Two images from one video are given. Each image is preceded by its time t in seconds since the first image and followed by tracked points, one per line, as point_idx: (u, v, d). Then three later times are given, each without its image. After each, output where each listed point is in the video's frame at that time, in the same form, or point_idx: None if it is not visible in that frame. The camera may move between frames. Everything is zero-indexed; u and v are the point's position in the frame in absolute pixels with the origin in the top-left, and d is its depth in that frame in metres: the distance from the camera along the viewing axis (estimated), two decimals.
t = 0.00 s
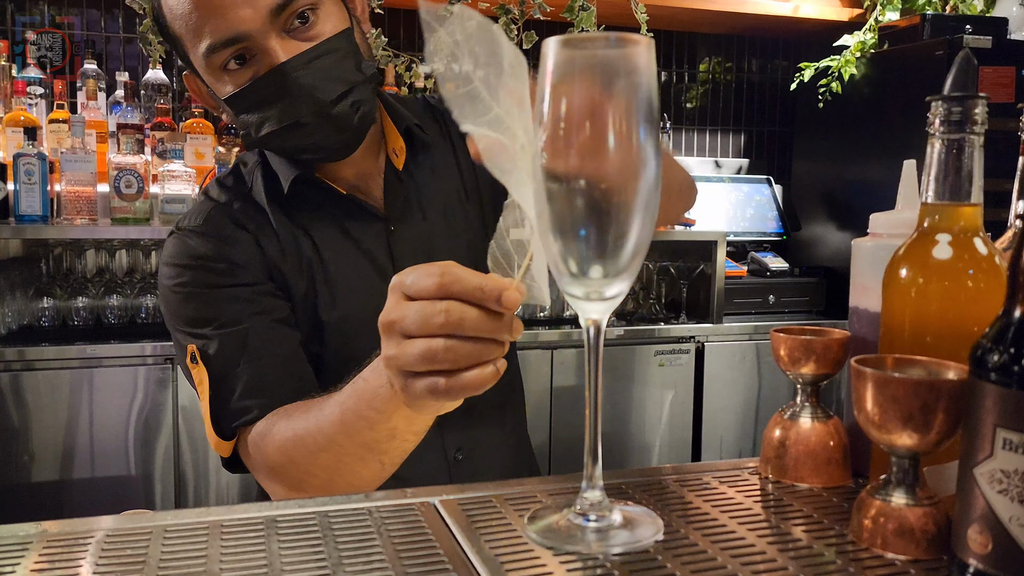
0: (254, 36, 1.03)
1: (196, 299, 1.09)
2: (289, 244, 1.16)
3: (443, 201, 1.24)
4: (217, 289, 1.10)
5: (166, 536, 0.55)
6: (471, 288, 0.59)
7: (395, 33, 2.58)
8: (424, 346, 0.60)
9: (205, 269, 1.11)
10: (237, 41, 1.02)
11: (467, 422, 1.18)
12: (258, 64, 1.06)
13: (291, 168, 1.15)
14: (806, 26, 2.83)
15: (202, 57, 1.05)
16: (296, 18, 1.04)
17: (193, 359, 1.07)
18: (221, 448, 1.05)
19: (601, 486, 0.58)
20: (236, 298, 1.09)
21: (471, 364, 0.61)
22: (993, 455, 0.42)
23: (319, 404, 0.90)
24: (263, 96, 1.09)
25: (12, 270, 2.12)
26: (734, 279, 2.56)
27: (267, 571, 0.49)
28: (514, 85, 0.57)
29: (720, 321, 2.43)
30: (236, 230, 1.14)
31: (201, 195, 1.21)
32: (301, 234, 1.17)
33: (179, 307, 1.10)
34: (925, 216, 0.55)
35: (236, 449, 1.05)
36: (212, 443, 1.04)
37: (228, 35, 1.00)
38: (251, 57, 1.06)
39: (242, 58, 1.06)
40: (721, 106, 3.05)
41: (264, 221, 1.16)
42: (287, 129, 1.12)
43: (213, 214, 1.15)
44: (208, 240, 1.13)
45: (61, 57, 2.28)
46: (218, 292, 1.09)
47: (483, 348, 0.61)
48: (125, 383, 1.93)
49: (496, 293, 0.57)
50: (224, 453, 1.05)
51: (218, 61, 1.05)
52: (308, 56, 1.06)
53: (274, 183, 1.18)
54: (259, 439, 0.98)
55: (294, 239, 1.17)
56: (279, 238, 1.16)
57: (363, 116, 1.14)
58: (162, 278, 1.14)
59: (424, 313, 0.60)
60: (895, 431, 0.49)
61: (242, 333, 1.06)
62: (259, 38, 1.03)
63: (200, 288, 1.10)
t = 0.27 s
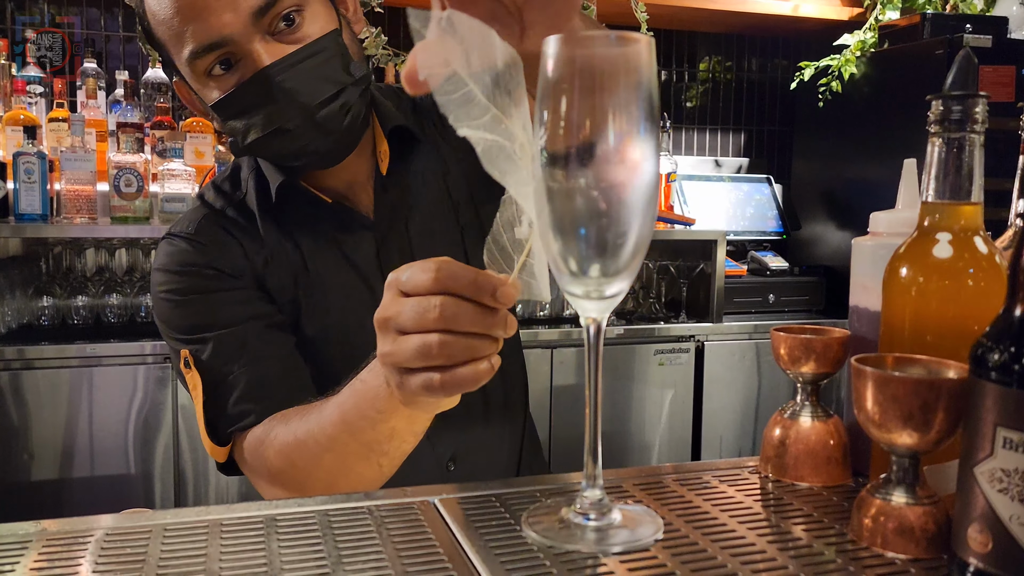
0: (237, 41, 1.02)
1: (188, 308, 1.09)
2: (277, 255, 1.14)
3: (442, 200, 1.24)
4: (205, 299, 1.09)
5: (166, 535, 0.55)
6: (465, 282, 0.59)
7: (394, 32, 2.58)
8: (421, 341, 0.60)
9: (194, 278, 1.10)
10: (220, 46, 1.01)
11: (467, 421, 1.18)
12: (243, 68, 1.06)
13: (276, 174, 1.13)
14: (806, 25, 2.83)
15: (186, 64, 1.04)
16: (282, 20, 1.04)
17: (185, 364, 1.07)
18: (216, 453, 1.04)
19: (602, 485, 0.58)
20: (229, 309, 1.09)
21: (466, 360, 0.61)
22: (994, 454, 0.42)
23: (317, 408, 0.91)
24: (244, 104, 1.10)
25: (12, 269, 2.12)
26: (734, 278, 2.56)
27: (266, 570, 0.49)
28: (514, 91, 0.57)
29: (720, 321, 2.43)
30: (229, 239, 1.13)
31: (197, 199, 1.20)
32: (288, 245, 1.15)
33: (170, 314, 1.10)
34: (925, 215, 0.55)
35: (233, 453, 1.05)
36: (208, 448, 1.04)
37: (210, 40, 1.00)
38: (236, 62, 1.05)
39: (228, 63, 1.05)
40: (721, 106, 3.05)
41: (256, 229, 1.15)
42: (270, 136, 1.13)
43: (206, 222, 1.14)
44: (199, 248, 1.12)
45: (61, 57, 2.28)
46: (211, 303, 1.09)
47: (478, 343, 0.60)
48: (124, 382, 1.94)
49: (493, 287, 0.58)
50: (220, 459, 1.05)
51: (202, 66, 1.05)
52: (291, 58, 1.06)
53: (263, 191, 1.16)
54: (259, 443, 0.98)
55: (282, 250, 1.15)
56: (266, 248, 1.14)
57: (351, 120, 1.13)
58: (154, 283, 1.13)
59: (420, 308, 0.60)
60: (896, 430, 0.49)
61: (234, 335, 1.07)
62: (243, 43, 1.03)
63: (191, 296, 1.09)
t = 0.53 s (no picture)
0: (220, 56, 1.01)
1: (182, 320, 1.10)
2: (265, 267, 1.15)
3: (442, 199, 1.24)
4: (194, 311, 1.10)
5: (164, 534, 0.55)
6: (468, 278, 0.59)
7: (394, 31, 2.58)
8: (429, 341, 0.60)
9: (184, 290, 1.11)
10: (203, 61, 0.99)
11: (466, 420, 1.18)
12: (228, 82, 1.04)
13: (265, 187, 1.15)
14: (805, 24, 2.83)
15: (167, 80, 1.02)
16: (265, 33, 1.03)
17: (180, 377, 1.07)
18: (215, 466, 1.04)
19: (601, 484, 0.58)
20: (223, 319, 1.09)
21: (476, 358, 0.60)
22: (994, 453, 0.42)
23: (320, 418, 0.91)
24: (225, 122, 1.09)
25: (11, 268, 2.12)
26: (734, 277, 2.56)
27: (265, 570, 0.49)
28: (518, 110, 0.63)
29: (720, 320, 2.43)
30: (220, 251, 1.14)
31: (186, 209, 1.21)
32: (277, 256, 1.16)
33: (163, 327, 1.11)
34: (925, 214, 0.55)
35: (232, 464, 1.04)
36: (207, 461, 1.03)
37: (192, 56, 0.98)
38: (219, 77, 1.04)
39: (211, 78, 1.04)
40: (721, 105, 3.05)
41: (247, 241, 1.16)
42: (253, 153, 1.12)
43: (197, 235, 1.14)
44: (191, 261, 1.12)
45: (61, 57, 2.28)
46: (203, 315, 1.09)
47: (487, 339, 0.60)
48: (124, 381, 1.94)
49: (497, 282, 0.59)
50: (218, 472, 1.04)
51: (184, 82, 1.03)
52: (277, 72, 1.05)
53: (252, 202, 1.16)
54: (260, 455, 0.98)
55: (270, 261, 1.15)
56: (257, 259, 1.15)
57: (338, 134, 1.14)
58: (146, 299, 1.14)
59: (426, 308, 0.60)
60: (895, 429, 0.49)
61: (227, 346, 1.07)
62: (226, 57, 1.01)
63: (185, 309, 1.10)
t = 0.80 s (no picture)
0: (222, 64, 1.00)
1: (183, 322, 1.10)
2: (266, 269, 1.15)
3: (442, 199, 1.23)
4: (196, 314, 1.10)
5: (164, 533, 0.55)
6: (486, 281, 0.60)
7: (394, 30, 2.58)
8: (451, 344, 0.60)
9: (186, 293, 1.11)
10: (204, 69, 0.99)
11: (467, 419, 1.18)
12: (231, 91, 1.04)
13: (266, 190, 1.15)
14: (806, 23, 2.82)
15: (169, 87, 1.02)
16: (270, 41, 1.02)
17: (188, 379, 1.07)
18: (228, 468, 1.04)
19: (601, 483, 0.58)
20: (221, 320, 1.09)
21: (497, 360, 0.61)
22: (994, 452, 0.42)
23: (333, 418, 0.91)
24: (227, 130, 1.09)
25: (10, 267, 2.12)
26: (734, 277, 2.56)
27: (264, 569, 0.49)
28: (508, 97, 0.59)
29: (720, 319, 2.43)
30: (220, 253, 1.14)
31: (187, 211, 1.21)
32: (279, 258, 1.16)
33: (166, 330, 1.11)
34: (925, 213, 0.55)
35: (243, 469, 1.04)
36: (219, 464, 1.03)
37: (193, 64, 0.98)
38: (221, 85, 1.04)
39: (213, 86, 1.04)
40: (721, 104, 3.04)
41: (246, 243, 1.16)
42: (259, 159, 1.12)
43: (197, 237, 1.15)
44: (190, 263, 1.13)
45: (61, 57, 2.28)
46: (204, 318, 1.09)
47: (507, 342, 0.60)
48: (124, 380, 1.94)
49: (512, 283, 0.60)
50: (232, 473, 1.04)
51: (186, 89, 1.03)
52: (281, 78, 1.05)
53: (252, 206, 1.16)
54: (276, 454, 0.98)
55: (271, 264, 1.15)
56: (257, 260, 1.15)
57: (341, 141, 1.14)
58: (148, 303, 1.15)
59: (446, 311, 0.61)
60: (895, 428, 0.49)
61: (232, 349, 1.07)
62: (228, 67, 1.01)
63: (185, 311, 1.10)
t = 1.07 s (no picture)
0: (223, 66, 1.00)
1: (185, 322, 1.10)
2: (268, 269, 1.16)
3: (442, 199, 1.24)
4: (199, 314, 1.10)
5: (164, 532, 0.55)
6: (452, 271, 0.59)
7: (394, 29, 2.58)
8: (423, 338, 0.60)
9: (189, 294, 1.11)
10: (204, 71, 0.99)
11: (467, 419, 1.18)
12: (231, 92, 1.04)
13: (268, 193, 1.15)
14: (806, 22, 2.82)
15: (170, 88, 1.03)
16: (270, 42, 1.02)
17: (193, 383, 1.07)
18: (235, 471, 1.04)
19: (600, 482, 0.57)
20: (222, 318, 1.09)
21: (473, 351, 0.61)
22: (994, 451, 0.42)
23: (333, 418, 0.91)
24: (229, 132, 1.09)
25: (10, 266, 2.12)
26: (734, 276, 2.56)
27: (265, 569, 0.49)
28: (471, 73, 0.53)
29: (720, 318, 2.43)
30: (220, 252, 1.15)
31: (188, 212, 1.21)
32: (281, 259, 1.16)
33: (169, 331, 1.12)
34: (925, 212, 0.55)
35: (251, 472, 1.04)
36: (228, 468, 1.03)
37: (193, 66, 0.97)
38: (222, 86, 1.04)
39: (214, 87, 1.04)
40: (721, 103, 3.04)
41: (247, 242, 1.16)
42: (259, 162, 1.12)
43: (198, 237, 1.15)
44: (192, 262, 1.13)
45: (61, 57, 2.28)
46: (204, 317, 1.09)
47: (481, 331, 0.60)
48: (124, 379, 1.94)
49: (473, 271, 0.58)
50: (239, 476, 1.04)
51: (187, 91, 1.03)
52: (283, 80, 1.04)
53: (254, 206, 1.17)
54: (280, 454, 0.97)
55: (274, 264, 1.16)
56: (259, 260, 1.16)
57: (342, 141, 1.12)
58: (150, 304, 1.15)
59: (416, 305, 0.61)
60: (895, 427, 0.49)
61: (234, 350, 1.07)
62: (228, 68, 1.01)
63: (187, 311, 1.10)
